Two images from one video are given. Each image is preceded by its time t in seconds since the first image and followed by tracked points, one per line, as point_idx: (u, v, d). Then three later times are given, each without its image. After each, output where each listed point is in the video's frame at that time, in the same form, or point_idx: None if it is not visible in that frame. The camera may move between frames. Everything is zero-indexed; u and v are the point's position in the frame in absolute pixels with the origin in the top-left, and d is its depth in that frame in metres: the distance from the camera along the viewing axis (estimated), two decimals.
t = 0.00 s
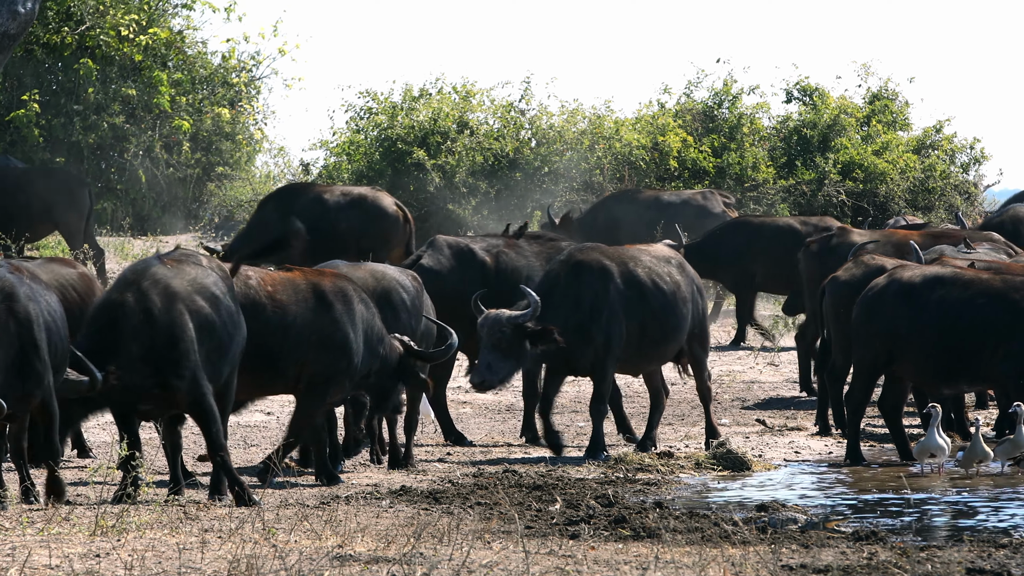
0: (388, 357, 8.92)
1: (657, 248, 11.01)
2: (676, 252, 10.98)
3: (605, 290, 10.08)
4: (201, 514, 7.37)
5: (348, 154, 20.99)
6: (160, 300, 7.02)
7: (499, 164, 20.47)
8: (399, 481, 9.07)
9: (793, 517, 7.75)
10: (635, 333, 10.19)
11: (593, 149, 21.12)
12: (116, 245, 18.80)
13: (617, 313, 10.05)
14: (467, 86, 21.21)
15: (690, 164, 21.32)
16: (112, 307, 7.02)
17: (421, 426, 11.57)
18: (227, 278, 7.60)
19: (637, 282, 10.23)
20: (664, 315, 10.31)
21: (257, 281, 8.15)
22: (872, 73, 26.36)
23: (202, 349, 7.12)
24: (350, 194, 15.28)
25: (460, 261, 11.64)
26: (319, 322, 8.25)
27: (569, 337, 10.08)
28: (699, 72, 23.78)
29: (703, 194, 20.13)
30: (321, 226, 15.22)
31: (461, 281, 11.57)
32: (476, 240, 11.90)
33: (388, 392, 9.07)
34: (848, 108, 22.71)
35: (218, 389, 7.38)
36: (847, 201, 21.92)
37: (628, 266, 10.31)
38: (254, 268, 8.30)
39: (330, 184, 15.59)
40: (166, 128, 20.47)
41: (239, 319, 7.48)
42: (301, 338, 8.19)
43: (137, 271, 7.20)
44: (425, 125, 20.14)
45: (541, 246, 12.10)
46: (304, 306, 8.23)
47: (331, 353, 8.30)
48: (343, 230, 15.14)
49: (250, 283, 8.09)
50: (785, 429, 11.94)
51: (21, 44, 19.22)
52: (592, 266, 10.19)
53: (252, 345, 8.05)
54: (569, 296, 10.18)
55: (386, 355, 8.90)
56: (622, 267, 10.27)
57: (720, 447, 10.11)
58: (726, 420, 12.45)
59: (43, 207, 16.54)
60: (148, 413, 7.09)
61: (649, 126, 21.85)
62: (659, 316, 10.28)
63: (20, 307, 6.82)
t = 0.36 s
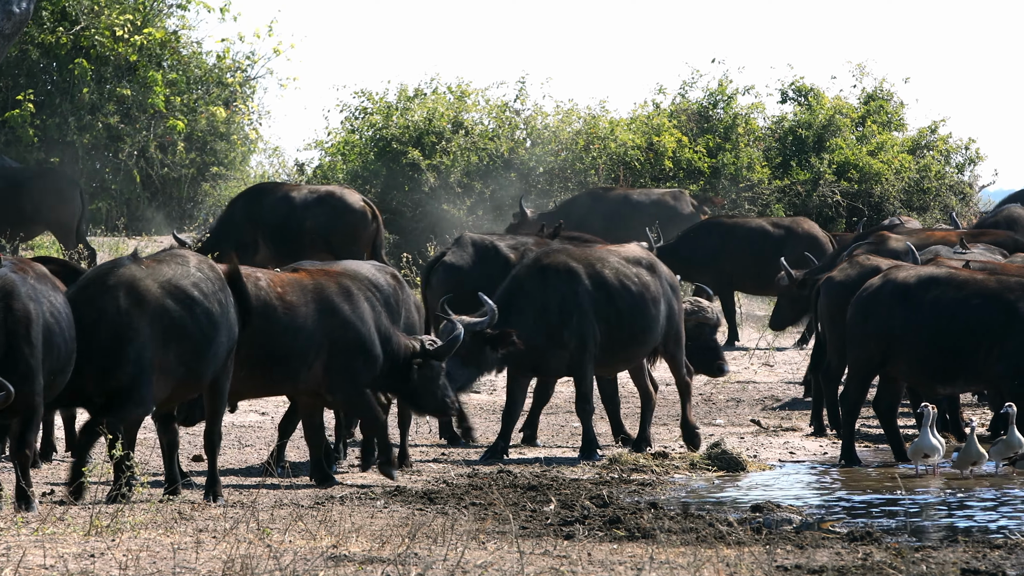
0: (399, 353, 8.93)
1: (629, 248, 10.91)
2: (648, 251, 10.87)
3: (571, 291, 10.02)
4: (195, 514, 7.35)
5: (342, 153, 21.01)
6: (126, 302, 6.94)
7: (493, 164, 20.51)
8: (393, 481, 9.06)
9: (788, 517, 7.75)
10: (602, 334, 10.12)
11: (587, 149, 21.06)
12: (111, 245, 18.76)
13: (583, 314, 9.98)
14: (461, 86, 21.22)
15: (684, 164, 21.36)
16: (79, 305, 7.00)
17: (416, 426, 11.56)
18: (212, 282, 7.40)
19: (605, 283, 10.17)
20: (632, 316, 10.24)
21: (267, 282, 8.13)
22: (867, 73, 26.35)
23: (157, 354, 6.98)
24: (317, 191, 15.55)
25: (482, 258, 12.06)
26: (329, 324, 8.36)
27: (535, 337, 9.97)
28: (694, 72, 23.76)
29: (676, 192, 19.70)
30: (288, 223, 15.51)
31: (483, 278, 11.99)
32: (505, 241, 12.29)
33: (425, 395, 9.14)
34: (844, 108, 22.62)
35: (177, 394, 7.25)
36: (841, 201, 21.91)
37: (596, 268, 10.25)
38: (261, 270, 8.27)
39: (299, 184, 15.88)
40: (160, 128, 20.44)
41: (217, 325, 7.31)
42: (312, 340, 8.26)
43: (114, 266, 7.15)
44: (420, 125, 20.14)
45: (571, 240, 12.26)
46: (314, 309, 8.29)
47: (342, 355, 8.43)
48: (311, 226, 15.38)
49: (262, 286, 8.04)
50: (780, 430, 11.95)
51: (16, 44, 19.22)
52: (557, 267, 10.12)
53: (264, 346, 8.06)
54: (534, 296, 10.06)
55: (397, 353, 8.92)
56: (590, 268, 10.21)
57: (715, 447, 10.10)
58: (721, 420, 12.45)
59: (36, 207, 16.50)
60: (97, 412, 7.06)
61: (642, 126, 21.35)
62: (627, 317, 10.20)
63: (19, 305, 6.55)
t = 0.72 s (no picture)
0: (418, 349, 8.81)
1: (600, 248, 11.01)
2: (618, 250, 10.97)
3: (534, 290, 9.99)
4: (189, 514, 7.34)
5: (337, 154, 21.04)
6: (83, 294, 6.88)
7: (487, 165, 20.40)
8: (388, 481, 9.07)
9: (782, 518, 7.76)
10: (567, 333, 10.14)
11: (582, 149, 20.91)
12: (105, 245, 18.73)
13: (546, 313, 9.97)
14: (455, 86, 21.24)
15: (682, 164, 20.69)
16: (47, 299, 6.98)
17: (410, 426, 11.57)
18: (189, 279, 7.29)
19: (569, 282, 10.19)
20: (597, 316, 10.27)
21: (282, 284, 8.14)
22: (862, 74, 26.37)
23: (120, 350, 6.92)
24: (286, 191, 15.71)
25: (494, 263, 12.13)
26: (343, 324, 8.36)
27: (497, 336, 9.89)
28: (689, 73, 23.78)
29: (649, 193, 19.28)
30: (258, 223, 15.62)
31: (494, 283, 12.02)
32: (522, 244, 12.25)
33: (454, 401, 9.08)
34: (838, 109, 22.69)
35: (149, 392, 7.22)
36: (836, 202, 21.91)
37: (560, 267, 10.26)
38: (276, 270, 8.29)
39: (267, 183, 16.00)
40: (155, 128, 20.41)
41: (189, 321, 7.19)
42: (327, 340, 8.24)
43: (80, 261, 7.08)
44: (414, 125, 20.39)
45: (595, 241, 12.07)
46: (329, 309, 8.30)
47: (357, 354, 8.44)
48: (280, 225, 15.57)
49: (276, 286, 8.08)
50: (774, 430, 11.97)
51: (10, 45, 19.24)
52: (521, 265, 10.08)
53: (280, 347, 8.02)
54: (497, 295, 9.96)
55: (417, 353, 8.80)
56: (553, 268, 10.21)
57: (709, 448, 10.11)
58: (716, 420, 12.47)
59: (26, 207, 16.45)
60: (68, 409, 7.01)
61: (638, 125, 21.32)
62: (591, 317, 10.24)
63: (21, 303, 6.44)
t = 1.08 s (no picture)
0: (440, 348, 8.86)
1: (579, 248, 10.81)
2: (596, 251, 10.75)
3: (502, 290, 9.91)
4: (183, 514, 7.32)
5: (331, 154, 21.04)
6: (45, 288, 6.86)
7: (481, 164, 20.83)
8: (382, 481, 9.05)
9: (776, 518, 7.76)
10: (537, 334, 10.07)
11: (576, 149, 20.66)
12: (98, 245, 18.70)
13: (514, 312, 9.90)
14: (449, 86, 21.23)
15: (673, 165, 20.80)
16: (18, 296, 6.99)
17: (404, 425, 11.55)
18: (160, 279, 7.23)
19: (540, 283, 10.06)
20: (568, 316, 10.18)
21: (301, 286, 8.15)
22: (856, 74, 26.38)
23: (88, 347, 6.87)
24: (258, 192, 15.53)
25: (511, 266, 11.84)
26: (364, 324, 8.41)
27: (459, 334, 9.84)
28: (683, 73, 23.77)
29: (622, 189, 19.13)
30: (229, 221, 15.46)
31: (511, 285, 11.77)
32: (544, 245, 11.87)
33: (479, 402, 9.18)
34: (832, 110, 22.69)
35: (121, 391, 7.13)
36: (830, 202, 21.88)
37: (533, 267, 10.13)
38: (293, 274, 8.30)
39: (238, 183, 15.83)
40: (149, 128, 20.39)
41: (158, 319, 7.12)
42: (347, 338, 8.28)
43: (44, 260, 7.09)
44: (408, 125, 20.33)
45: (618, 246, 11.68)
46: (349, 308, 8.33)
47: (376, 353, 8.48)
48: (252, 229, 15.40)
49: (296, 289, 8.09)
50: (768, 431, 11.98)
51: (4, 45, 19.19)
52: (492, 265, 9.96)
53: (305, 350, 8.03)
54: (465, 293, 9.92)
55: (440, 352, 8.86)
56: (526, 269, 10.08)
57: (703, 448, 10.11)
58: (710, 421, 12.48)
59: (17, 207, 16.37)
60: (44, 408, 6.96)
61: (631, 127, 20.90)
62: (562, 317, 10.14)
63: (20, 302, 6.45)
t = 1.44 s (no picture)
0: (461, 350, 8.80)
1: (554, 248, 10.80)
2: (573, 251, 10.74)
3: (477, 293, 9.90)
4: (175, 514, 7.31)
5: (324, 154, 21.02)
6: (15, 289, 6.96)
7: (474, 165, 21.06)
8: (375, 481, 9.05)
9: (769, 519, 7.75)
10: (509, 335, 10.10)
11: (569, 150, 20.65)
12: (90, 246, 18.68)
13: (485, 314, 9.93)
14: (442, 86, 21.22)
15: (665, 165, 20.79)
16: None
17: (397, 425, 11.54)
18: (134, 279, 7.22)
19: (513, 284, 10.04)
20: (544, 318, 10.15)
21: (325, 290, 8.24)
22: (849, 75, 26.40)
23: (58, 346, 6.97)
24: (226, 189, 15.59)
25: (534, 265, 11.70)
26: (387, 327, 8.38)
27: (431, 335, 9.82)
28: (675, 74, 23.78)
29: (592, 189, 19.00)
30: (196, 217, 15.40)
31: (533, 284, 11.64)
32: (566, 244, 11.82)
33: (498, 402, 9.04)
34: (825, 110, 22.70)
35: (95, 390, 7.16)
36: (823, 202, 21.87)
37: (507, 268, 10.09)
38: (318, 278, 8.39)
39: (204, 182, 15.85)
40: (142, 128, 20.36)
41: (127, 318, 7.08)
42: (368, 340, 8.29)
43: (22, 260, 7.23)
44: (401, 125, 20.48)
45: (640, 247, 11.65)
46: (370, 310, 8.36)
47: (397, 354, 8.42)
48: (219, 227, 15.45)
49: (319, 294, 8.18)
50: (761, 431, 12.00)
51: None
52: (466, 266, 9.93)
53: (324, 353, 8.10)
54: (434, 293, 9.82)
55: (461, 353, 8.81)
56: (499, 270, 10.05)
57: (695, 448, 10.12)
58: (702, 421, 12.49)
59: (6, 206, 16.36)
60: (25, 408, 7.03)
61: (624, 126, 20.99)
62: (536, 319, 10.11)
63: (14, 302, 6.54)
